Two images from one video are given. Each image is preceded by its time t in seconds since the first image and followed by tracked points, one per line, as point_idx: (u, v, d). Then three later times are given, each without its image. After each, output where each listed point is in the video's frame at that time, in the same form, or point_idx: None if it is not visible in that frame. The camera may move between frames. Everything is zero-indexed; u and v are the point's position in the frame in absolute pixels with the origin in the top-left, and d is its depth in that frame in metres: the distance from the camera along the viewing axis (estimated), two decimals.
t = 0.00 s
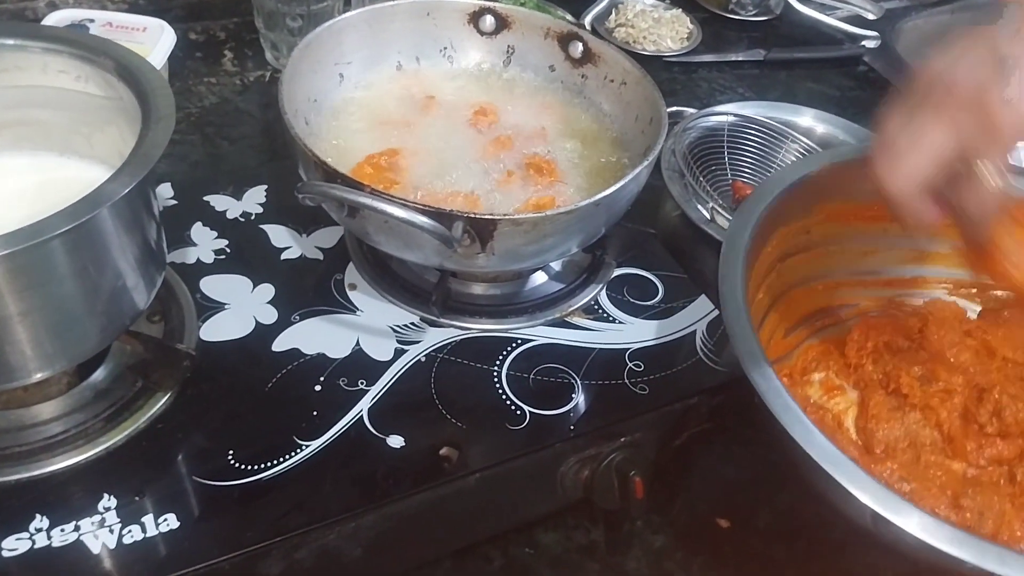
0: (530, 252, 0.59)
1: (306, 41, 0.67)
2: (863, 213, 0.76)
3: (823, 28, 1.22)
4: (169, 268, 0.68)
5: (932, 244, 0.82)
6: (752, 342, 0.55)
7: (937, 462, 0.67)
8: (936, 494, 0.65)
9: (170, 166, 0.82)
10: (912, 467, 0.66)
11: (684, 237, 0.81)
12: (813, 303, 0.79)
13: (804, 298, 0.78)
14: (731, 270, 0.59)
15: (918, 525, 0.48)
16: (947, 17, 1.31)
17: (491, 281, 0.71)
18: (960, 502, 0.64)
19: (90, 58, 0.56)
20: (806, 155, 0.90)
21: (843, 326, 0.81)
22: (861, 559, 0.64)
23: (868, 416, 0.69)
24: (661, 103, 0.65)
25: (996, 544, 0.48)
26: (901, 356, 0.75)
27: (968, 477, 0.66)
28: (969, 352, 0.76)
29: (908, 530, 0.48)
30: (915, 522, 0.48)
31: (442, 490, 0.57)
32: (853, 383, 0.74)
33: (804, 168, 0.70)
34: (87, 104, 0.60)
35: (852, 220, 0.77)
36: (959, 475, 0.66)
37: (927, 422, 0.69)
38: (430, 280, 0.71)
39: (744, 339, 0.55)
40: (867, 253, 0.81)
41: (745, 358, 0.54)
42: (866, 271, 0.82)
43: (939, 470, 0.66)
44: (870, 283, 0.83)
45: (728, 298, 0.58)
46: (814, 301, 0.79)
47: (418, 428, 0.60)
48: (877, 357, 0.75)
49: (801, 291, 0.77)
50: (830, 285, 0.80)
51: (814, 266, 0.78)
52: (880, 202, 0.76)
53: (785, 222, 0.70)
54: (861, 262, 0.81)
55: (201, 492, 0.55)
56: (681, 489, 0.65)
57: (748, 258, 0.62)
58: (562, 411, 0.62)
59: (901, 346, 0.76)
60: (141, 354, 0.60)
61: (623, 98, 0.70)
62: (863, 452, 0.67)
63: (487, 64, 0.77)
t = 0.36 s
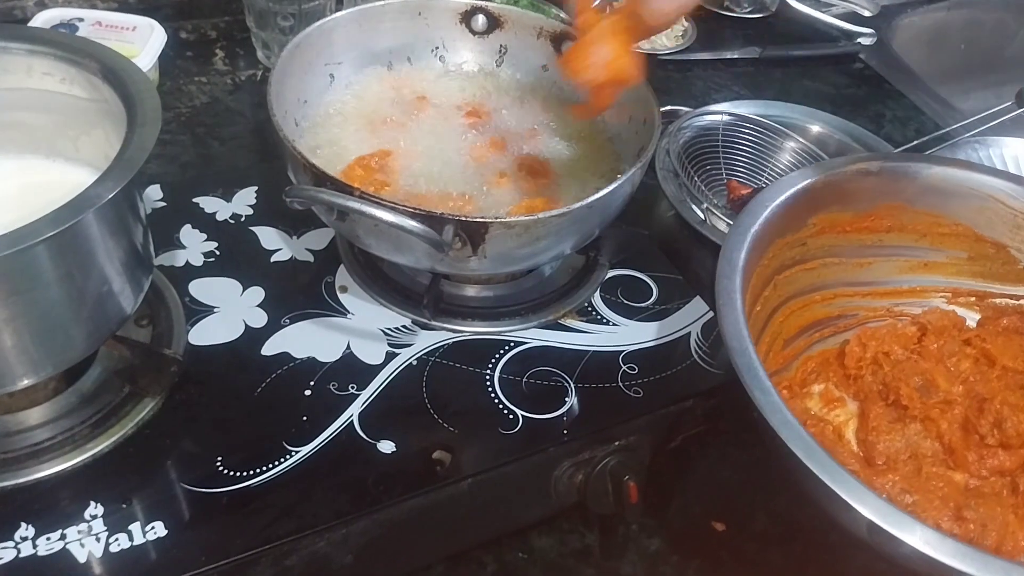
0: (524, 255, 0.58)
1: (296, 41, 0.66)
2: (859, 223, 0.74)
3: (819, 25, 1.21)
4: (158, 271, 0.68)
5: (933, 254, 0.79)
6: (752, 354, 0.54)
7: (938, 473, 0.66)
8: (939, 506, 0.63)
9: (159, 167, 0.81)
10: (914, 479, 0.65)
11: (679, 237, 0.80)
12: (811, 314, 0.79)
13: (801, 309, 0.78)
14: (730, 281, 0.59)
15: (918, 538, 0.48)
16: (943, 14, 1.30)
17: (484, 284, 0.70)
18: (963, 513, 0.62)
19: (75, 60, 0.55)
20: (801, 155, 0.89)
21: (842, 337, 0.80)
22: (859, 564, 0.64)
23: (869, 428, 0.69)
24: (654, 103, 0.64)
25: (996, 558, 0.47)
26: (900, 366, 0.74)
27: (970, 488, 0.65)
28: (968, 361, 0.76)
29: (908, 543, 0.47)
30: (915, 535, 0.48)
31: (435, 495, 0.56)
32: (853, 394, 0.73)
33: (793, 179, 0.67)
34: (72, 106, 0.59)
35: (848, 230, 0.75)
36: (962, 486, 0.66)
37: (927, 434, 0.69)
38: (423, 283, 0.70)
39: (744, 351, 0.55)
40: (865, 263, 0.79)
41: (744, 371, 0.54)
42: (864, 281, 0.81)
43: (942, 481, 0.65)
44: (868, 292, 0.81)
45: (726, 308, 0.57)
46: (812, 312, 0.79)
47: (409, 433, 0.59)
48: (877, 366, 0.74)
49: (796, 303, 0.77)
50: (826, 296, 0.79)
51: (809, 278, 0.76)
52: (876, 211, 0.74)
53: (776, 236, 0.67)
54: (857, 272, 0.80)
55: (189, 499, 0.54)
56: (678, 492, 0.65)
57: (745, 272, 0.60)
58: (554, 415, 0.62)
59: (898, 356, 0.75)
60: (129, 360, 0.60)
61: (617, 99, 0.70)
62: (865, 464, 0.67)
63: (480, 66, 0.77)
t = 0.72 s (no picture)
0: (517, 255, 0.57)
1: (286, 37, 0.65)
2: (858, 231, 0.73)
3: (817, 20, 1.20)
4: (147, 271, 0.67)
5: (932, 261, 0.78)
6: (748, 370, 0.53)
7: (938, 485, 0.66)
8: (940, 519, 0.63)
9: (150, 165, 0.81)
10: (915, 493, 0.65)
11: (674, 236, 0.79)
12: (809, 323, 0.78)
13: (799, 319, 0.76)
14: (725, 296, 0.58)
15: (917, 559, 0.46)
16: (943, 9, 1.29)
17: (479, 283, 0.70)
18: (964, 527, 0.62)
19: (59, 58, 0.55)
20: (798, 152, 0.89)
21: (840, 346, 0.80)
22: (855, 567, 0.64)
23: (867, 440, 0.68)
24: (648, 99, 0.63)
25: None
26: (899, 376, 0.73)
27: (971, 500, 0.65)
28: (968, 370, 0.75)
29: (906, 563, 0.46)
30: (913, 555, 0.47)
31: (427, 497, 0.56)
32: (852, 405, 0.73)
33: (794, 188, 0.66)
34: (57, 105, 0.58)
35: (846, 239, 0.73)
36: (963, 497, 0.65)
37: (927, 445, 0.68)
38: (415, 283, 0.70)
39: (739, 368, 0.53)
40: (864, 271, 0.78)
41: (739, 390, 0.53)
42: (863, 290, 0.80)
43: (942, 493, 0.65)
44: (866, 301, 0.81)
45: (721, 322, 0.56)
46: (810, 322, 0.78)
47: (400, 435, 0.59)
48: (875, 377, 0.74)
49: (795, 313, 0.75)
50: (824, 305, 0.78)
51: (808, 288, 0.75)
52: (875, 219, 0.72)
53: (774, 246, 0.66)
54: (857, 281, 0.79)
55: (177, 503, 0.53)
56: (672, 493, 0.65)
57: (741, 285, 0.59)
58: (547, 416, 0.61)
59: (897, 366, 0.75)
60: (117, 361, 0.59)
61: (612, 96, 0.69)
62: (864, 476, 0.66)
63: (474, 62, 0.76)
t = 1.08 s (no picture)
0: (509, 250, 0.57)
1: (275, 31, 0.65)
2: (849, 214, 0.72)
3: (816, 13, 1.19)
4: (137, 268, 0.66)
5: (926, 245, 0.77)
6: (739, 358, 0.52)
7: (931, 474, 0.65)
8: (933, 510, 0.62)
9: (142, 161, 0.80)
10: (907, 481, 0.64)
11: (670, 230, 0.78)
12: (798, 308, 0.76)
13: (789, 303, 0.75)
14: (714, 281, 0.57)
15: (905, 546, 0.46)
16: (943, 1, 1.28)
17: (472, 279, 0.69)
18: (958, 518, 0.62)
19: (42, 52, 0.54)
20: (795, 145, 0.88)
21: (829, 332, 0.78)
22: (850, 566, 0.63)
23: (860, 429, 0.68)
24: (642, 93, 0.62)
25: (996, 569, 0.45)
26: (890, 364, 0.73)
27: (965, 491, 0.64)
28: (961, 357, 0.75)
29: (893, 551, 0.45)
30: (900, 543, 0.46)
31: (418, 495, 0.55)
32: (843, 393, 0.72)
33: (778, 170, 0.65)
34: (43, 100, 0.58)
35: (837, 222, 0.73)
36: (957, 487, 0.64)
37: (918, 435, 0.68)
38: (407, 279, 0.69)
39: (729, 355, 0.53)
40: (854, 255, 0.77)
41: (732, 377, 0.52)
42: (853, 274, 0.78)
43: (936, 483, 0.64)
44: (855, 286, 0.79)
45: (713, 308, 0.55)
46: (799, 306, 0.76)
47: (391, 433, 0.58)
48: (866, 363, 0.73)
49: (783, 298, 0.74)
50: (813, 289, 0.77)
51: (796, 272, 0.74)
52: (867, 201, 0.72)
53: (760, 229, 0.65)
54: (847, 265, 0.77)
55: (165, 502, 0.53)
56: (669, 491, 0.65)
57: (730, 270, 0.59)
58: (540, 414, 0.60)
59: (889, 353, 0.74)
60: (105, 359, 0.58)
61: (605, 90, 0.68)
62: (855, 465, 0.66)
63: (465, 55, 0.75)
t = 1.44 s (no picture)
0: (502, 250, 0.56)
1: (267, 30, 0.64)
2: (866, 196, 0.72)
3: (813, 8, 1.18)
4: (129, 269, 0.66)
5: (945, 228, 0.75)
6: (764, 333, 0.52)
7: (949, 459, 0.64)
8: (952, 495, 0.62)
9: (135, 160, 0.80)
10: (925, 465, 0.64)
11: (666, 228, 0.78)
12: (815, 291, 0.77)
13: (807, 286, 0.76)
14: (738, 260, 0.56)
15: (923, 520, 0.45)
16: None
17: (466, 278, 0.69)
18: (977, 502, 0.61)
19: (31, 52, 0.54)
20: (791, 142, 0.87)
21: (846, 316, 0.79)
22: (847, 562, 0.64)
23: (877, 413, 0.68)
24: (636, 90, 0.62)
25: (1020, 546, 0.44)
26: (909, 348, 0.72)
27: (985, 476, 0.63)
28: (979, 343, 0.71)
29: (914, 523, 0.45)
30: (918, 516, 0.45)
31: (411, 497, 0.55)
32: (860, 376, 0.72)
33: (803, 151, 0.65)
34: (33, 101, 0.57)
35: (854, 204, 0.72)
36: (974, 473, 0.63)
37: (937, 419, 0.67)
38: (400, 278, 0.69)
39: (754, 330, 0.52)
40: (870, 239, 0.76)
41: (756, 352, 0.51)
42: (869, 258, 0.78)
43: (954, 469, 0.64)
44: (872, 268, 0.79)
45: (737, 284, 0.54)
46: (817, 289, 0.77)
47: (385, 435, 0.58)
48: (883, 347, 0.73)
49: (801, 280, 0.75)
50: (832, 272, 0.77)
51: (817, 255, 0.75)
52: (884, 183, 0.71)
53: (782, 212, 0.65)
54: (864, 248, 0.77)
55: (157, 505, 0.52)
56: (665, 491, 0.64)
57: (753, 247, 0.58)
58: (534, 414, 0.60)
59: (907, 336, 0.73)
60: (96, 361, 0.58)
61: (599, 87, 0.68)
62: (873, 448, 0.66)
63: (459, 52, 0.75)
